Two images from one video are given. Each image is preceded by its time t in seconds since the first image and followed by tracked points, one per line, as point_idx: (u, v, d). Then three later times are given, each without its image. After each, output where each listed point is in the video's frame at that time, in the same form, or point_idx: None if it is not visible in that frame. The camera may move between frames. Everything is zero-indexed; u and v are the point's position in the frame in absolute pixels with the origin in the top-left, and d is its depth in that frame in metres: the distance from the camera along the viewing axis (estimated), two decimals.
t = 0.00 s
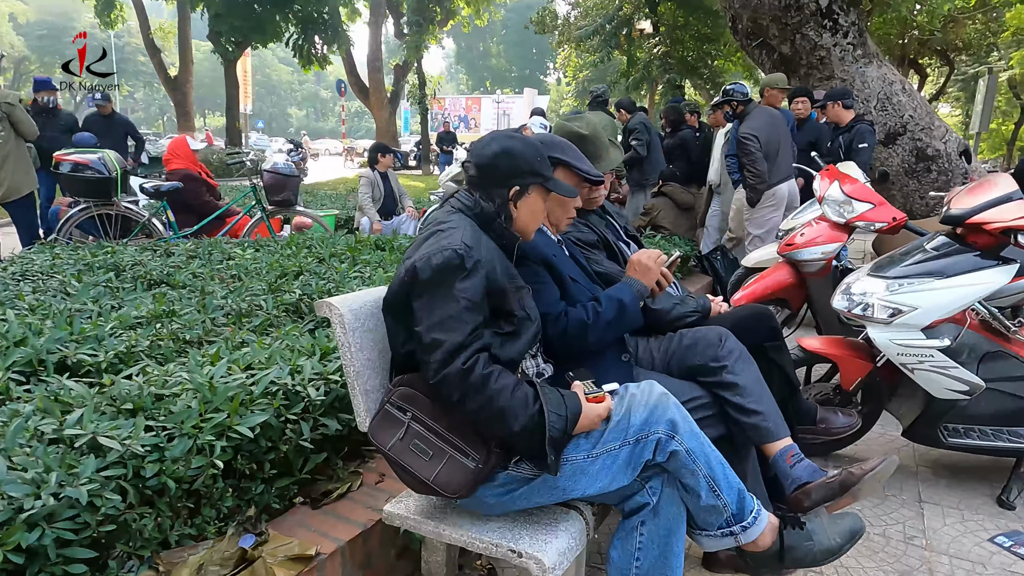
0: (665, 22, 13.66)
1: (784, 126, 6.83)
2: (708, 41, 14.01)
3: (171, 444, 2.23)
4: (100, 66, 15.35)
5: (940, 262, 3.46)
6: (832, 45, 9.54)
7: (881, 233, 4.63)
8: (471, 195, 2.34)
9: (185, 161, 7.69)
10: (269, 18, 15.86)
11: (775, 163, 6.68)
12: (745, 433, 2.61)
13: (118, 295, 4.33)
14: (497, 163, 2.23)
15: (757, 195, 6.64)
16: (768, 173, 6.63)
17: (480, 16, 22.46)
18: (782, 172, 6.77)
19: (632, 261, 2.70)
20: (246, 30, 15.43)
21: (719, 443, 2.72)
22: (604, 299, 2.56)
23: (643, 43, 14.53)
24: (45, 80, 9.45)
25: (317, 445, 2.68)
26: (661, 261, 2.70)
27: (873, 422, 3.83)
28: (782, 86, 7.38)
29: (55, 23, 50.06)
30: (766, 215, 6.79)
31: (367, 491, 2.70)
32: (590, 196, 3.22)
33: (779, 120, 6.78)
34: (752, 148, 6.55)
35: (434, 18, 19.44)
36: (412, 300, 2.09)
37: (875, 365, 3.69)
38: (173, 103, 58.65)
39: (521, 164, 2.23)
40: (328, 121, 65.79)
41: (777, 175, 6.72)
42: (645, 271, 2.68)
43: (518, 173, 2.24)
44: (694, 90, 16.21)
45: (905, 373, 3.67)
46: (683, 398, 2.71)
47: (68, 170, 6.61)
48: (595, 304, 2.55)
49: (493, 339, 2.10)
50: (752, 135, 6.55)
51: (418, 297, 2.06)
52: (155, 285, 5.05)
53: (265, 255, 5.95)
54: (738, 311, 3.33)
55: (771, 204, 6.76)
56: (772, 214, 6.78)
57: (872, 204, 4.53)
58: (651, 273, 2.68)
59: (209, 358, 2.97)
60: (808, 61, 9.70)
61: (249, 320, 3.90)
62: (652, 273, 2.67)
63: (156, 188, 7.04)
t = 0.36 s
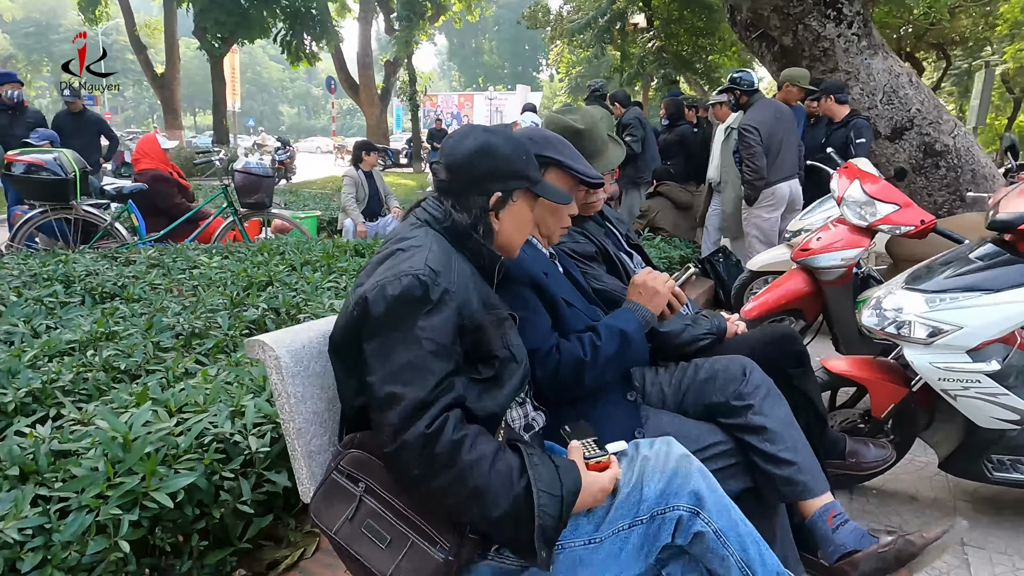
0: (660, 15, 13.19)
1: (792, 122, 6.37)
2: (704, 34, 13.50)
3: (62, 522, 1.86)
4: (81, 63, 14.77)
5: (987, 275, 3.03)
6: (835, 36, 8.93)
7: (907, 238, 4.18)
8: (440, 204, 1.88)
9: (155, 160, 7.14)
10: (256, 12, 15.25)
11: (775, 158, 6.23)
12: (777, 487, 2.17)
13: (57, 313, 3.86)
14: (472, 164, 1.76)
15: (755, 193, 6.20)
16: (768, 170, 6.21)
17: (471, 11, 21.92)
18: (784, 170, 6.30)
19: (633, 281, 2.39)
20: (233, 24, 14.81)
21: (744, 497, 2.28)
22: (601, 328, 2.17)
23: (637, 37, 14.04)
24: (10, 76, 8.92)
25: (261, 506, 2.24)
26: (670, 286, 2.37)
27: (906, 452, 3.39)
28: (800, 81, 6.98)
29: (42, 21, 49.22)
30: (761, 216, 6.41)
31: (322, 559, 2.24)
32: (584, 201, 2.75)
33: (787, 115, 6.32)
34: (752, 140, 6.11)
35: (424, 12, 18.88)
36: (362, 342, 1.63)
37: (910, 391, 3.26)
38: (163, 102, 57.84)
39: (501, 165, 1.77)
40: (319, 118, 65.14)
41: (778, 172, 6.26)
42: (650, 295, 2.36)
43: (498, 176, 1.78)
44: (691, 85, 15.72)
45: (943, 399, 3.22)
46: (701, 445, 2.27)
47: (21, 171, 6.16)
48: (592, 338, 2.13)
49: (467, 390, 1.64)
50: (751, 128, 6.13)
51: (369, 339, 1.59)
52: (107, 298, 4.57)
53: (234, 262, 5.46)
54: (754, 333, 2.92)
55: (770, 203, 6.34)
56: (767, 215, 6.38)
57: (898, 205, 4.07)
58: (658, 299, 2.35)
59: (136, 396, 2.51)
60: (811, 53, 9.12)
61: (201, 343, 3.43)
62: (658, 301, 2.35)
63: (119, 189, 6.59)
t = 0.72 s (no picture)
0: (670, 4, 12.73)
1: (819, 114, 5.91)
2: (716, 24, 12.99)
3: None
4: (83, 60, 14.40)
5: None
6: (859, 22, 7.47)
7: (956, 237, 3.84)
8: (446, 208, 1.54)
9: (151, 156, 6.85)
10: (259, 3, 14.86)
11: (795, 149, 5.77)
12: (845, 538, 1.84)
13: (31, 322, 3.55)
14: (484, 158, 1.42)
15: (770, 186, 5.82)
16: (786, 161, 5.79)
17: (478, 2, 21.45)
18: (805, 163, 5.82)
19: (672, 304, 2.10)
20: (237, 17, 14.60)
21: (803, 547, 1.95)
22: (637, 355, 1.81)
23: (648, 27, 13.59)
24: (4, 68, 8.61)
25: (241, 560, 1.93)
26: (713, 307, 2.04)
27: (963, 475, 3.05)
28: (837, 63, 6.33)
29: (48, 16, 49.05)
30: (779, 210, 5.95)
31: None
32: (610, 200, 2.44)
33: (813, 105, 5.88)
34: (770, 128, 5.75)
35: (431, 3, 18.44)
36: (349, 384, 1.31)
37: (973, 410, 2.88)
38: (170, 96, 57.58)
39: (519, 159, 1.43)
40: (326, 112, 64.82)
41: (797, 166, 5.80)
42: (689, 318, 2.02)
43: (516, 173, 1.44)
44: (704, 77, 15.27)
45: (1007, 420, 2.88)
46: (753, 487, 1.94)
47: (7, 168, 5.86)
48: (626, 365, 1.79)
49: (481, 442, 1.31)
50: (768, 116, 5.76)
51: (356, 380, 1.26)
52: (92, 303, 4.25)
53: (228, 263, 5.13)
54: (807, 348, 2.54)
55: (788, 198, 5.90)
56: (785, 210, 5.94)
57: (947, 201, 3.70)
58: (698, 321, 2.01)
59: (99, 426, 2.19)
60: (833, 40, 7.67)
61: (184, 356, 3.10)
62: (699, 323, 2.00)
63: (109, 185, 6.21)
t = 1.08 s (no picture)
0: None
1: (841, 101, 5.52)
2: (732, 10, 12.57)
3: None
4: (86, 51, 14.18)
5: None
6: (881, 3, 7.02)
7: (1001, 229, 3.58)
8: (447, 202, 1.30)
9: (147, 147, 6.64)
10: None
11: (811, 137, 5.45)
12: None
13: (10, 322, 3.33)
14: (491, 140, 1.18)
15: (784, 173, 5.52)
16: (801, 148, 5.48)
17: None
18: (822, 153, 5.48)
19: (725, 308, 1.92)
20: (242, 6, 14.33)
21: None
22: (679, 365, 1.58)
23: (661, 13, 13.20)
24: (3, 57, 8.40)
25: None
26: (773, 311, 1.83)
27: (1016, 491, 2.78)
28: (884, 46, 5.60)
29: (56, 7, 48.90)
30: (794, 200, 5.67)
31: None
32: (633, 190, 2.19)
33: (835, 92, 5.51)
34: (786, 113, 5.46)
35: None
36: (329, 417, 1.07)
37: None
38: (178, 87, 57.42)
39: (534, 142, 1.19)
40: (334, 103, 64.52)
41: (813, 154, 5.48)
42: (745, 323, 1.83)
43: (530, 159, 1.20)
44: (719, 64, 14.86)
45: None
46: (800, 519, 1.70)
47: None
48: (664, 380, 1.55)
49: (489, 488, 1.07)
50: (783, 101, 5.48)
51: (335, 416, 1.02)
52: (80, 301, 4.02)
53: (224, 257, 4.89)
54: (852, 356, 2.27)
55: (803, 187, 5.60)
56: (799, 199, 5.66)
57: (993, 192, 3.42)
58: (754, 328, 1.81)
59: (62, 445, 1.96)
60: (853, 23, 7.26)
61: (170, 361, 2.87)
62: (756, 330, 1.80)
63: (103, 176, 5.98)
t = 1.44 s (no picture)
0: None
1: (847, 91, 5.43)
2: None
3: None
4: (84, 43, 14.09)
5: None
6: None
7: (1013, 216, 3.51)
8: (459, 179, 1.24)
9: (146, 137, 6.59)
10: None
11: (813, 123, 5.36)
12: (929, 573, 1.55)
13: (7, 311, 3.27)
14: (503, 113, 1.12)
15: (783, 160, 5.43)
16: (801, 134, 5.38)
17: None
18: (823, 140, 5.36)
19: (742, 285, 1.83)
20: None
21: None
22: (694, 349, 1.52)
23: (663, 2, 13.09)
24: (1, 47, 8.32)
25: None
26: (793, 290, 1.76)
27: None
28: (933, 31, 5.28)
29: None
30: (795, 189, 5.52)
31: None
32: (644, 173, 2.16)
33: (841, 81, 5.42)
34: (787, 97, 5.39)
35: None
36: (336, 401, 1.02)
37: None
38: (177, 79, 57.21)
39: (548, 115, 1.13)
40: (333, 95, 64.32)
41: (814, 141, 5.37)
42: (764, 302, 1.75)
43: (543, 132, 1.14)
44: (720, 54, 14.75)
45: None
46: (819, 509, 1.65)
47: None
48: (677, 365, 1.49)
49: (504, 476, 1.02)
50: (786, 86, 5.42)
51: (342, 402, 0.96)
52: (79, 290, 3.97)
53: (225, 246, 4.83)
54: (867, 343, 2.22)
55: (802, 176, 5.47)
56: (801, 189, 5.51)
57: (1006, 176, 3.36)
58: (773, 308, 1.74)
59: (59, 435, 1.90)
60: (858, 10, 7.16)
61: (170, 350, 2.81)
62: (775, 310, 1.73)
63: (101, 164, 5.90)
